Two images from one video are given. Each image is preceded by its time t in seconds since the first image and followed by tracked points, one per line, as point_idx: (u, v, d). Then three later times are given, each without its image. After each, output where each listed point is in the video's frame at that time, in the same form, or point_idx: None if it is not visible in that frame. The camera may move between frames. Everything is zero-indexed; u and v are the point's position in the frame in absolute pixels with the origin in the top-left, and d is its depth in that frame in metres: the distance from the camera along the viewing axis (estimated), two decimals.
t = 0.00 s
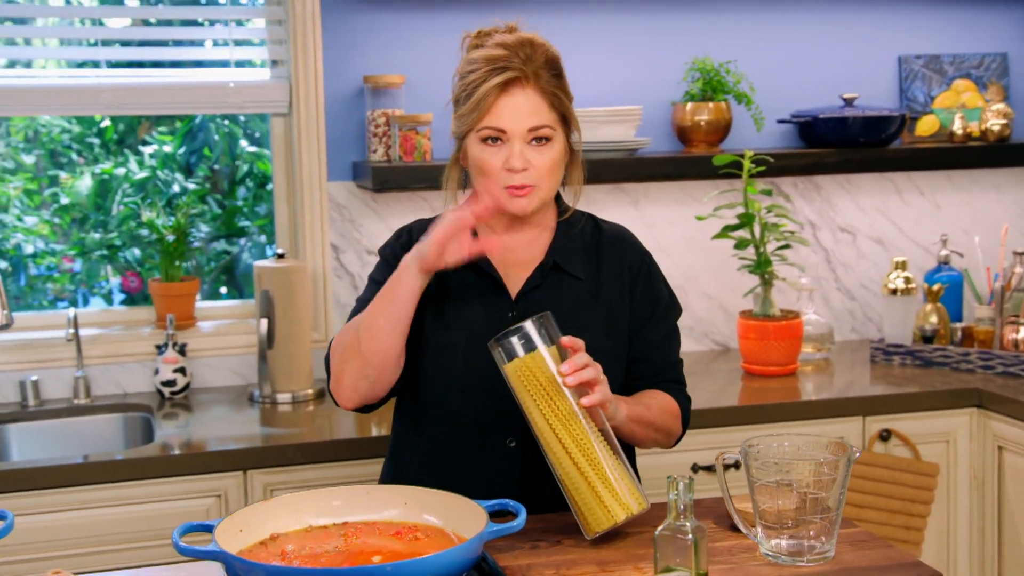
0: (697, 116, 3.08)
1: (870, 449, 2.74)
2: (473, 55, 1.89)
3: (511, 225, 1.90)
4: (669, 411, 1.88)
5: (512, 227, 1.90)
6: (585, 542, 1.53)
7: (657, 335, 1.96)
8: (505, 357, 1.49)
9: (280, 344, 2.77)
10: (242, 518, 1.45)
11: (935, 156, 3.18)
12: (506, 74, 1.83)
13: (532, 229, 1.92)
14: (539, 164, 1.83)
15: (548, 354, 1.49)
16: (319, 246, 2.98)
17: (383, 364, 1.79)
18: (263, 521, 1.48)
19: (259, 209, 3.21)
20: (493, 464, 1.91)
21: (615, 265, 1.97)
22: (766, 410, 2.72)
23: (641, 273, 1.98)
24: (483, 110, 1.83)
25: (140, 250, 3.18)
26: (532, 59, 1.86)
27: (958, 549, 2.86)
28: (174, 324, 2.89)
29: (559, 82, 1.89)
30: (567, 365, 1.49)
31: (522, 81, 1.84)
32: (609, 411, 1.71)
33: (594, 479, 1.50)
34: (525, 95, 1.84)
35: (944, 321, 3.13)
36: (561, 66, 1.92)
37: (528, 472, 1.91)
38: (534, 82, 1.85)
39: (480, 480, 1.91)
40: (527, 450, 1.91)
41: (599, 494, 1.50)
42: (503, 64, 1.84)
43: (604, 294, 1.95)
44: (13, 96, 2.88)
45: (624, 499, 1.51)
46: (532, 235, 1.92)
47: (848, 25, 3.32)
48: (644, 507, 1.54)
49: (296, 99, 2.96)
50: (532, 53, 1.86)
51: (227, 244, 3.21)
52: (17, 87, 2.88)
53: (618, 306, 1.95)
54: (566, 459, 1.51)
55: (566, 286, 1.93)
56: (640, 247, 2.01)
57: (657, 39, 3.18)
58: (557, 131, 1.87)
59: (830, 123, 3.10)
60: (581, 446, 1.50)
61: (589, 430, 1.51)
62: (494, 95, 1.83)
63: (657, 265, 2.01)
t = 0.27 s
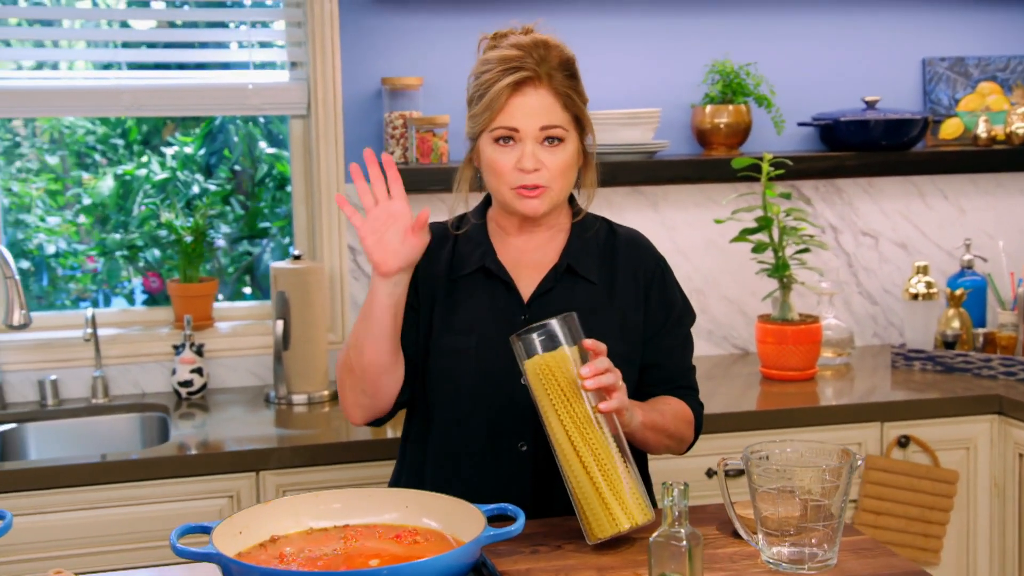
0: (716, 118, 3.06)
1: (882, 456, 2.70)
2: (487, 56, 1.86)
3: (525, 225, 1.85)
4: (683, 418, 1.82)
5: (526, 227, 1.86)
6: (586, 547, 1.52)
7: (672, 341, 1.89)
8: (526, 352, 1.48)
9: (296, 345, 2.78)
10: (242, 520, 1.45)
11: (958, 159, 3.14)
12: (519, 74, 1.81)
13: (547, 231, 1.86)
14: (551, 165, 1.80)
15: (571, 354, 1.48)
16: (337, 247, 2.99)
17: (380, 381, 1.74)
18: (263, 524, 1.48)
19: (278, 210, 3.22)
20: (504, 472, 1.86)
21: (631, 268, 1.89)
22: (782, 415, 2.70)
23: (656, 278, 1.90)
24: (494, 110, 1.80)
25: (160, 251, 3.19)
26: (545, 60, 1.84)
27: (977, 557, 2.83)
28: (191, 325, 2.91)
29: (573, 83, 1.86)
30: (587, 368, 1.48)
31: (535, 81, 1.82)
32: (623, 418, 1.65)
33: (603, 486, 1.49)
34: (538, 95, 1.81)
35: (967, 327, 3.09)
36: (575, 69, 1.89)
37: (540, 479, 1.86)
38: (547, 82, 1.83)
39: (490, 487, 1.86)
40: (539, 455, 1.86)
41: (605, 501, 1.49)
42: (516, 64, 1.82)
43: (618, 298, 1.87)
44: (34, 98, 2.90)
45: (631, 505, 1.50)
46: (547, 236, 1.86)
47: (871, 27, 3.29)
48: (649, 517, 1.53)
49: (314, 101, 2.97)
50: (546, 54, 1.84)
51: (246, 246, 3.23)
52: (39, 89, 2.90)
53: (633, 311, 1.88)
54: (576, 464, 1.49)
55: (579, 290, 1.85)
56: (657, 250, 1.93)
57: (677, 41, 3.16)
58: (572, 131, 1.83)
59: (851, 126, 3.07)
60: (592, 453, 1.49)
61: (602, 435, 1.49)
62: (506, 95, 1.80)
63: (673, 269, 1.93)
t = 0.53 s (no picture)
0: (742, 120, 3.03)
1: (906, 462, 2.66)
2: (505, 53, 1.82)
3: (539, 227, 1.84)
4: (699, 422, 1.79)
5: (540, 229, 1.84)
6: (590, 550, 1.50)
7: (686, 343, 1.86)
8: (565, 348, 1.43)
9: (317, 344, 2.78)
10: (244, 518, 1.45)
11: (988, 163, 3.10)
12: (537, 72, 1.77)
13: (560, 233, 1.85)
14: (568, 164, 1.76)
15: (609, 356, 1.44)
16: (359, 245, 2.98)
17: (379, 394, 1.77)
18: (266, 523, 1.48)
19: (302, 210, 3.23)
20: (515, 475, 1.85)
21: (643, 269, 1.87)
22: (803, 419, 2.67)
23: (670, 278, 1.88)
24: (511, 108, 1.76)
25: (185, 250, 3.21)
26: (564, 60, 1.80)
27: (1003, 566, 2.79)
28: (213, 324, 2.92)
29: (591, 84, 1.82)
30: (624, 374, 1.44)
31: (553, 81, 1.78)
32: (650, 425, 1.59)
33: (619, 493, 1.43)
34: (557, 94, 1.77)
35: (997, 332, 3.06)
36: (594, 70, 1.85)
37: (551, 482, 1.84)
38: (566, 81, 1.78)
39: (502, 490, 1.85)
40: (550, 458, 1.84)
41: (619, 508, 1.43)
42: (535, 62, 1.78)
43: (629, 299, 1.85)
44: (62, 97, 2.93)
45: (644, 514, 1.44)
46: (560, 238, 1.85)
47: (901, 28, 3.25)
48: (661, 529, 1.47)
49: (338, 101, 2.97)
50: (565, 53, 1.80)
51: (270, 245, 3.24)
52: (66, 88, 2.92)
53: (644, 313, 1.86)
54: (595, 470, 1.44)
55: (590, 291, 1.84)
56: (671, 251, 1.91)
57: (702, 42, 3.14)
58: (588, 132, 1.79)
59: (879, 128, 3.03)
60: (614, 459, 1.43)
61: (626, 443, 1.44)
62: (524, 94, 1.76)
63: (687, 270, 1.91)
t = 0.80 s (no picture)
0: (763, 120, 3.01)
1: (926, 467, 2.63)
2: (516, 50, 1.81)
3: (548, 225, 1.83)
4: (704, 425, 1.78)
5: (549, 227, 1.83)
6: (591, 551, 1.49)
7: (695, 345, 1.85)
8: (565, 349, 1.41)
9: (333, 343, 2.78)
10: (244, 515, 1.45)
11: (1014, 164, 3.06)
12: (546, 69, 1.75)
13: (570, 231, 1.83)
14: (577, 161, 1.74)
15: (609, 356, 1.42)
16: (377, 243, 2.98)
17: (383, 392, 1.77)
18: (267, 521, 1.47)
19: (321, 208, 3.23)
20: (522, 475, 1.83)
21: (653, 269, 1.86)
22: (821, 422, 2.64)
23: (680, 279, 1.86)
24: (520, 105, 1.75)
25: (205, 248, 3.22)
26: (574, 57, 1.78)
27: None
28: (231, 321, 2.92)
29: (602, 80, 1.80)
30: (625, 374, 1.42)
31: (562, 78, 1.76)
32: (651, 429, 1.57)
33: (620, 495, 1.42)
34: (566, 91, 1.75)
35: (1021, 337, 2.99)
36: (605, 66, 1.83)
37: (558, 482, 1.83)
38: (575, 78, 1.77)
39: (509, 490, 1.84)
40: (557, 459, 1.83)
41: (621, 510, 1.42)
42: (544, 59, 1.76)
43: (639, 299, 1.84)
44: (83, 94, 2.94)
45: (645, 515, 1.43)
46: (570, 236, 1.83)
47: (926, 27, 3.21)
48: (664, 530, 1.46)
49: (357, 99, 2.97)
50: (574, 50, 1.78)
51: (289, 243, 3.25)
52: (87, 86, 2.94)
53: (654, 313, 1.84)
54: (597, 470, 1.43)
55: (600, 291, 1.83)
56: (683, 251, 1.89)
57: (723, 42, 3.12)
58: (599, 128, 1.78)
59: (903, 129, 3.00)
60: (616, 460, 1.42)
61: (627, 444, 1.44)
62: (533, 91, 1.75)
63: (699, 270, 1.89)
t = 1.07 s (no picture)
0: (782, 119, 2.98)
1: (945, 471, 2.60)
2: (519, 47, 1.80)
3: (552, 222, 1.82)
4: (708, 424, 1.76)
5: (553, 224, 1.83)
6: (589, 552, 1.48)
7: (699, 345, 1.83)
8: (559, 347, 1.40)
9: (347, 341, 2.78)
10: (241, 511, 1.44)
11: None
12: (548, 64, 1.74)
13: (574, 230, 1.83)
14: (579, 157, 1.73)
15: (605, 354, 1.40)
16: (393, 242, 2.98)
17: (395, 396, 1.77)
18: (263, 517, 1.47)
19: (337, 205, 3.23)
20: (524, 474, 1.82)
21: (657, 267, 1.84)
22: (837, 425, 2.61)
23: (685, 277, 1.85)
24: (522, 100, 1.74)
25: (223, 244, 3.23)
26: (576, 52, 1.77)
27: None
28: (246, 318, 2.93)
29: (605, 76, 1.79)
30: (620, 372, 1.40)
31: (564, 73, 1.75)
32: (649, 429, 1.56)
33: (616, 494, 1.41)
34: (568, 86, 1.74)
35: None
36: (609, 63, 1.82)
37: (561, 482, 1.82)
38: (577, 74, 1.76)
39: (512, 490, 1.83)
40: (558, 460, 1.81)
41: (616, 508, 1.41)
42: (545, 55, 1.75)
43: (643, 298, 1.83)
44: (102, 91, 2.95)
45: (642, 515, 1.42)
46: (574, 235, 1.83)
47: (950, 25, 3.16)
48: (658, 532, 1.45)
49: (374, 97, 2.96)
50: (577, 46, 1.77)
51: (306, 241, 3.25)
52: (106, 83, 2.95)
53: (657, 312, 1.83)
54: (593, 470, 1.42)
55: (603, 289, 1.82)
56: (687, 248, 1.88)
57: (743, 40, 3.09)
58: (602, 125, 1.76)
59: (924, 128, 2.96)
60: (613, 460, 1.41)
61: (626, 445, 1.42)
62: (535, 86, 1.74)
63: (704, 268, 1.88)
